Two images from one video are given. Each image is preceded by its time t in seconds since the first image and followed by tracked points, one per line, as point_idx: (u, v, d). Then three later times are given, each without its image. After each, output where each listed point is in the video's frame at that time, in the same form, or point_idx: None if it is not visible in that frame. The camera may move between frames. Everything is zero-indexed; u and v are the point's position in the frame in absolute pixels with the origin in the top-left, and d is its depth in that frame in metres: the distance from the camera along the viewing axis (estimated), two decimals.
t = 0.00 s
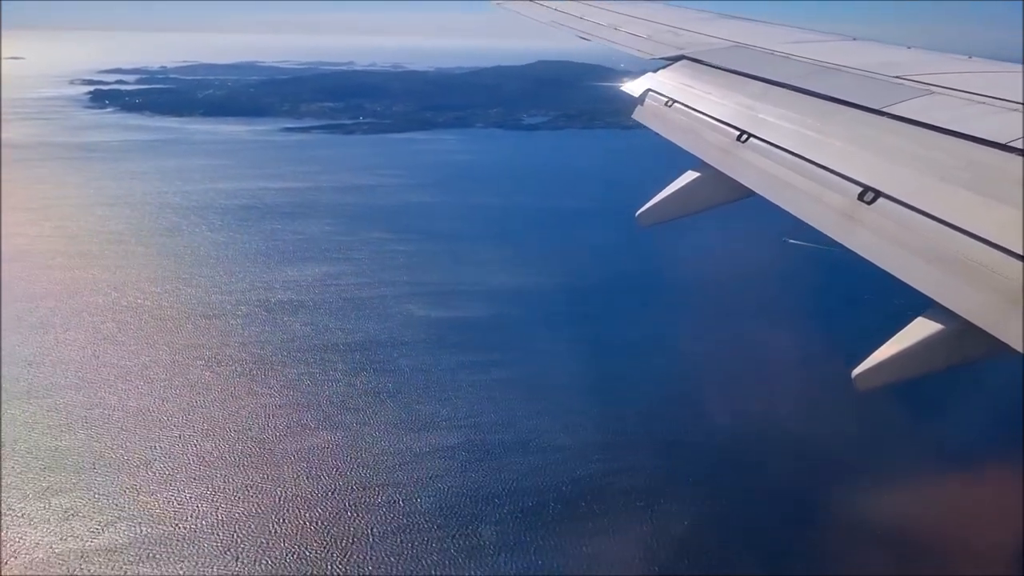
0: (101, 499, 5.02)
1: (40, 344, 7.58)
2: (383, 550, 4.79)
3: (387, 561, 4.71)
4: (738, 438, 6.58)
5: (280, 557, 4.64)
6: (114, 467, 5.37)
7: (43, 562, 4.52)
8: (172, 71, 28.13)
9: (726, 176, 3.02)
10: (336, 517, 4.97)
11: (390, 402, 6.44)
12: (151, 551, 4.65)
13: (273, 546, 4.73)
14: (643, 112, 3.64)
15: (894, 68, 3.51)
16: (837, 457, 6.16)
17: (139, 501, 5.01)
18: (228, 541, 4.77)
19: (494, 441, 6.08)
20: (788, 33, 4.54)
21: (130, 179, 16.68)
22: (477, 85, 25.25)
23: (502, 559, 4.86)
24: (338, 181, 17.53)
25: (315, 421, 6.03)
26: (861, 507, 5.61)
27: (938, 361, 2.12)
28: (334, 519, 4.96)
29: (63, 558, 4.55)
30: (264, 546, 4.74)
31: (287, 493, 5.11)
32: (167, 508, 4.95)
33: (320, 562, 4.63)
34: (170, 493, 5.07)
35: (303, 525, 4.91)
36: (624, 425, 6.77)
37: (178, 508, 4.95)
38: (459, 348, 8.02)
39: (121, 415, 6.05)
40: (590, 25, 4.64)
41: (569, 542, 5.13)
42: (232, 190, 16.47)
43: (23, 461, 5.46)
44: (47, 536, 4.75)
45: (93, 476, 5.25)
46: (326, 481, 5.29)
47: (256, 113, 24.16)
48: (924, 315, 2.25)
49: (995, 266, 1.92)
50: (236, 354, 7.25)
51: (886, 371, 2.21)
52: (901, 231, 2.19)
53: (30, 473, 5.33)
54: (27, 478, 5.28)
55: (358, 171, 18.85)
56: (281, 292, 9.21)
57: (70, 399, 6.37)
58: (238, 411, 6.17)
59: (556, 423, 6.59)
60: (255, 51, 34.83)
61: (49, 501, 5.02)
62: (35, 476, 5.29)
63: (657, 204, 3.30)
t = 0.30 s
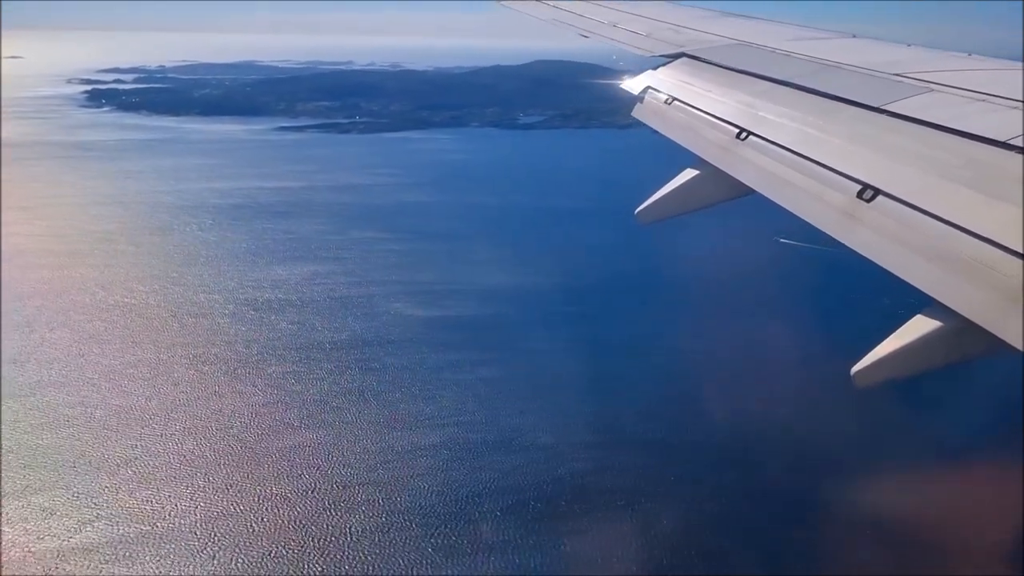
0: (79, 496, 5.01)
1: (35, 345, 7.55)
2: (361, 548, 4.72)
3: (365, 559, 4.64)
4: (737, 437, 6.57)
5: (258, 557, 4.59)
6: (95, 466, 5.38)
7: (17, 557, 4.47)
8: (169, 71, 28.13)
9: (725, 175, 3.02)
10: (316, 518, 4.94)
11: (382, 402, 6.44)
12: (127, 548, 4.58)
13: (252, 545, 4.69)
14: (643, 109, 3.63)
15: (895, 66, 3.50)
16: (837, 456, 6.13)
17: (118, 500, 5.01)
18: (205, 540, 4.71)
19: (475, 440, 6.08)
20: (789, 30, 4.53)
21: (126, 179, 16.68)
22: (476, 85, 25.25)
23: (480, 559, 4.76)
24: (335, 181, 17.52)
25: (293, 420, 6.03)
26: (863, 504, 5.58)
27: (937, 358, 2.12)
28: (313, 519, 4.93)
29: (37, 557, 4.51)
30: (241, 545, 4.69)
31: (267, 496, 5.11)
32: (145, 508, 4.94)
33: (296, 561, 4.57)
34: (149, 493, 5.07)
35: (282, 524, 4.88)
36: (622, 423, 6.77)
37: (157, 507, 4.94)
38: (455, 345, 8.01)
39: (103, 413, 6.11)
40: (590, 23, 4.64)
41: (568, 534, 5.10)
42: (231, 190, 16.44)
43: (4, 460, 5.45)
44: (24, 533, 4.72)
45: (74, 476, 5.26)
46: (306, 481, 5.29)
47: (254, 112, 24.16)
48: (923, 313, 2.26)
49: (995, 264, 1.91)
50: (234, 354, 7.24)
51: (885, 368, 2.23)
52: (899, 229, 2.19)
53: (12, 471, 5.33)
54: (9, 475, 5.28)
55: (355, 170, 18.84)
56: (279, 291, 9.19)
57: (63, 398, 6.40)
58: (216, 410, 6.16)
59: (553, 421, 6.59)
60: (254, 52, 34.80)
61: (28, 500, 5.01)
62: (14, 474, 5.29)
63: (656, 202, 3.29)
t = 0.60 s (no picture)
0: (55, 494, 5.05)
1: (28, 346, 7.48)
2: (334, 548, 4.70)
3: (336, 559, 4.62)
4: (735, 437, 6.56)
5: (230, 558, 4.59)
6: (75, 463, 5.42)
7: None
8: (166, 70, 28.05)
9: (724, 173, 3.00)
10: (289, 519, 4.90)
11: (378, 401, 6.43)
12: (98, 551, 4.63)
13: (224, 546, 4.69)
14: (643, 107, 3.61)
15: (894, 64, 3.50)
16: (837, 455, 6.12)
17: (97, 500, 5.01)
18: (177, 541, 4.72)
19: (452, 439, 6.00)
20: (788, 28, 4.53)
21: (121, 179, 16.64)
22: (474, 84, 25.21)
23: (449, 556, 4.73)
24: (331, 180, 17.50)
25: (275, 420, 5.96)
26: (860, 500, 5.54)
27: (937, 356, 2.12)
28: (286, 520, 4.89)
29: (14, 556, 4.54)
30: (217, 545, 4.70)
31: (236, 500, 5.03)
32: (123, 508, 4.95)
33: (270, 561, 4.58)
34: (123, 493, 5.07)
35: (256, 524, 4.85)
36: (620, 423, 6.76)
37: (130, 508, 4.96)
38: (451, 345, 8.00)
39: (85, 414, 6.08)
40: (590, 21, 4.63)
41: (567, 534, 5.12)
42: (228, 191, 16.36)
43: None
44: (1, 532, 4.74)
45: (54, 474, 5.30)
46: (287, 479, 5.26)
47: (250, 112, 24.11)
48: (923, 311, 2.25)
49: (995, 263, 1.90)
50: (230, 353, 7.21)
51: (884, 366, 2.23)
52: (898, 226, 2.18)
53: None
54: None
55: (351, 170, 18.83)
56: (275, 291, 9.13)
57: (53, 398, 6.34)
58: (201, 411, 6.09)
59: (550, 422, 6.58)
60: (252, 52, 34.64)
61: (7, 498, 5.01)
62: None
63: (656, 200, 3.28)
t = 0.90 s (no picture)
0: (34, 493, 5.01)
1: (22, 346, 7.44)
2: (312, 547, 4.64)
3: (313, 559, 4.54)
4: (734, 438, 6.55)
5: (206, 557, 4.52)
6: (56, 463, 5.39)
7: None
8: (164, 70, 28.02)
9: (725, 172, 2.99)
10: (266, 519, 4.83)
11: (375, 401, 6.43)
12: (77, 548, 4.54)
13: (200, 545, 4.62)
14: (643, 107, 3.61)
15: (895, 63, 3.48)
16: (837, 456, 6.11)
17: (76, 499, 4.97)
18: (154, 541, 4.65)
19: (433, 439, 5.97)
20: (788, 28, 4.51)
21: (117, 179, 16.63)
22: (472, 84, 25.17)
23: (427, 552, 4.67)
24: (328, 180, 17.48)
25: (258, 419, 5.99)
26: (861, 500, 5.53)
27: (937, 356, 2.11)
28: (263, 520, 4.82)
29: None
30: (194, 544, 4.62)
31: (211, 501, 4.96)
32: (101, 509, 4.89)
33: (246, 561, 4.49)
34: (100, 493, 5.01)
35: (233, 524, 4.79)
36: (618, 423, 6.74)
37: (106, 509, 4.89)
38: (448, 346, 7.99)
39: (65, 415, 6.05)
40: (590, 20, 4.62)
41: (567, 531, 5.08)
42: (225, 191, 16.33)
43: None
44: None
45: (35, 473, 5.26)
46: (269, 480, 5.22)
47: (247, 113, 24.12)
48: (923, 310, 2.24)
49: (995, 263, 1.89)
50: (227, 354, 7.19)
51: (884, 365, 2.21)
52: (897, 225, 2.17)
53: None
54: None
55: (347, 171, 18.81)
56: (272, 291, 9.11)
57: (40, 399, 6.31)
58: (186, 409, 6.10)
59: (548, 422, 6.57)
60: (249, 52, 34.58)
61: None
62: None
63: (656, 200, 3.28)
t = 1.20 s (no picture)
0: (13, 495, 5.01)
1: (13, 346, 7.41)
2: (288, 547, 4.59)
3: (288, 559, 4.51)
4: (733, 437, 6.53)
5: (182, 558, 4.51)
6: (36, 463, 5.36)
7: None
8: (161, 71, 27.94)
9: (725, 169, 2.99)
10: (244, 520, 4.78)
11: (374, 394, 6.33)
12: (50, 549, 4.59)
13: (176, 547, 4.60)
14: (644, 104, 3.60)
15: (895, 61, 3.48)
16: (837, 455, 6.11)
17: (55, 500, 4.96)
18: (130, 542, 4.65)
19: (418, 438, 5.71)
20: (788, 25, 4.51)
21: (112, 180, 16.58)
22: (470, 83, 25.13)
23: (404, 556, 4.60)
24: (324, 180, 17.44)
25: (240, 418, 5.82)
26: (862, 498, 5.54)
27: (938, 352, 2.11)
28: (241, 520, 4.78)
29: None
30: (171, 545, 4.62)
31: (189, 500, 4.88)
32: (80, 509, 4.87)
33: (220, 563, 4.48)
34: (78, 493, 4.98)
35: (210, 524, 4.74)
36: (617, 422, 6.73)
37: (84, 509, 4.87)
38: (446, 343, 7.92)
39: (47, 415, 5.99)
40: (590, 17, 4.62)
41: (568, 528, 5.13)
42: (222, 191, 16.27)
43: None
44: None
45: (15, 475, 5.25)
46: (246, 476, 5.14)
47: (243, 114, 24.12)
48: (924, 308, 2.24)
49: (995, 259, 1.89)
50: (221, 347, 7.08)
51: (885, 361, 2.21)
52: (898, 222, 2.17)
53: None
54: None
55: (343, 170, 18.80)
56: (266, 287, 9.00)
57: (25, 396, 6.24)
58: (168, 409, 5.91)
59: (547, 421, 6.56)
60: (247, 52, 34.51)
61: None
62: None
63: (656, 197, 3.27)
